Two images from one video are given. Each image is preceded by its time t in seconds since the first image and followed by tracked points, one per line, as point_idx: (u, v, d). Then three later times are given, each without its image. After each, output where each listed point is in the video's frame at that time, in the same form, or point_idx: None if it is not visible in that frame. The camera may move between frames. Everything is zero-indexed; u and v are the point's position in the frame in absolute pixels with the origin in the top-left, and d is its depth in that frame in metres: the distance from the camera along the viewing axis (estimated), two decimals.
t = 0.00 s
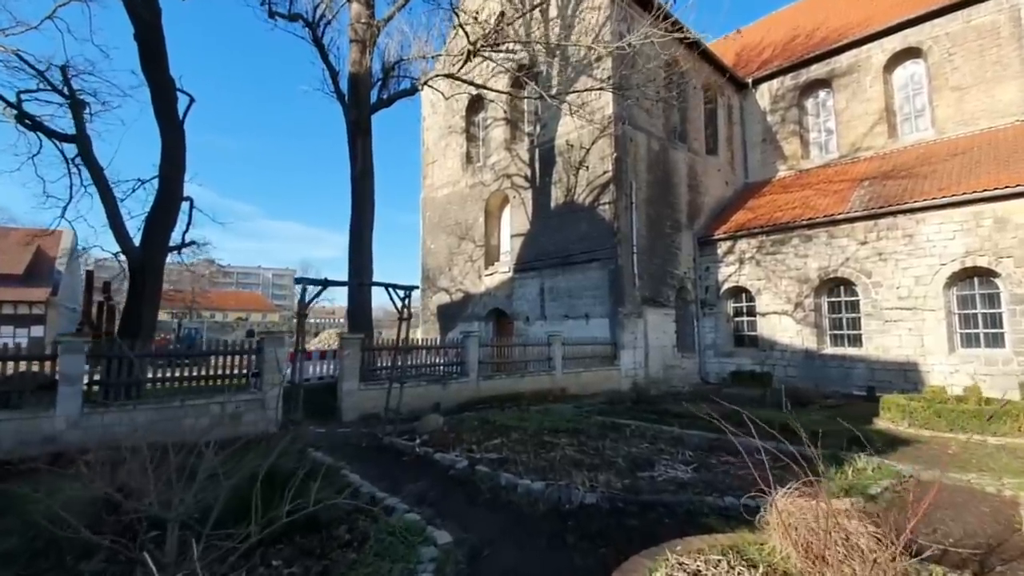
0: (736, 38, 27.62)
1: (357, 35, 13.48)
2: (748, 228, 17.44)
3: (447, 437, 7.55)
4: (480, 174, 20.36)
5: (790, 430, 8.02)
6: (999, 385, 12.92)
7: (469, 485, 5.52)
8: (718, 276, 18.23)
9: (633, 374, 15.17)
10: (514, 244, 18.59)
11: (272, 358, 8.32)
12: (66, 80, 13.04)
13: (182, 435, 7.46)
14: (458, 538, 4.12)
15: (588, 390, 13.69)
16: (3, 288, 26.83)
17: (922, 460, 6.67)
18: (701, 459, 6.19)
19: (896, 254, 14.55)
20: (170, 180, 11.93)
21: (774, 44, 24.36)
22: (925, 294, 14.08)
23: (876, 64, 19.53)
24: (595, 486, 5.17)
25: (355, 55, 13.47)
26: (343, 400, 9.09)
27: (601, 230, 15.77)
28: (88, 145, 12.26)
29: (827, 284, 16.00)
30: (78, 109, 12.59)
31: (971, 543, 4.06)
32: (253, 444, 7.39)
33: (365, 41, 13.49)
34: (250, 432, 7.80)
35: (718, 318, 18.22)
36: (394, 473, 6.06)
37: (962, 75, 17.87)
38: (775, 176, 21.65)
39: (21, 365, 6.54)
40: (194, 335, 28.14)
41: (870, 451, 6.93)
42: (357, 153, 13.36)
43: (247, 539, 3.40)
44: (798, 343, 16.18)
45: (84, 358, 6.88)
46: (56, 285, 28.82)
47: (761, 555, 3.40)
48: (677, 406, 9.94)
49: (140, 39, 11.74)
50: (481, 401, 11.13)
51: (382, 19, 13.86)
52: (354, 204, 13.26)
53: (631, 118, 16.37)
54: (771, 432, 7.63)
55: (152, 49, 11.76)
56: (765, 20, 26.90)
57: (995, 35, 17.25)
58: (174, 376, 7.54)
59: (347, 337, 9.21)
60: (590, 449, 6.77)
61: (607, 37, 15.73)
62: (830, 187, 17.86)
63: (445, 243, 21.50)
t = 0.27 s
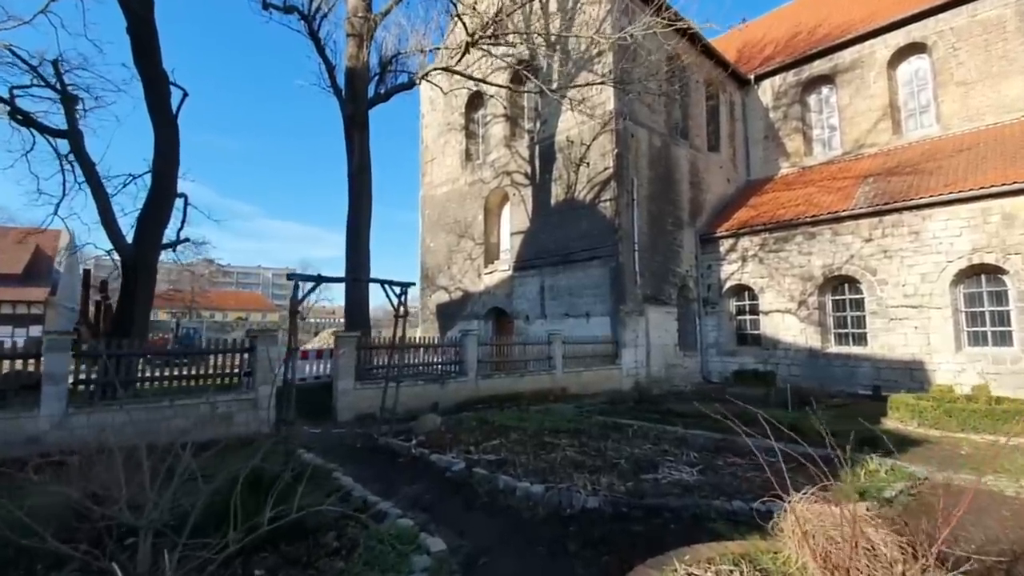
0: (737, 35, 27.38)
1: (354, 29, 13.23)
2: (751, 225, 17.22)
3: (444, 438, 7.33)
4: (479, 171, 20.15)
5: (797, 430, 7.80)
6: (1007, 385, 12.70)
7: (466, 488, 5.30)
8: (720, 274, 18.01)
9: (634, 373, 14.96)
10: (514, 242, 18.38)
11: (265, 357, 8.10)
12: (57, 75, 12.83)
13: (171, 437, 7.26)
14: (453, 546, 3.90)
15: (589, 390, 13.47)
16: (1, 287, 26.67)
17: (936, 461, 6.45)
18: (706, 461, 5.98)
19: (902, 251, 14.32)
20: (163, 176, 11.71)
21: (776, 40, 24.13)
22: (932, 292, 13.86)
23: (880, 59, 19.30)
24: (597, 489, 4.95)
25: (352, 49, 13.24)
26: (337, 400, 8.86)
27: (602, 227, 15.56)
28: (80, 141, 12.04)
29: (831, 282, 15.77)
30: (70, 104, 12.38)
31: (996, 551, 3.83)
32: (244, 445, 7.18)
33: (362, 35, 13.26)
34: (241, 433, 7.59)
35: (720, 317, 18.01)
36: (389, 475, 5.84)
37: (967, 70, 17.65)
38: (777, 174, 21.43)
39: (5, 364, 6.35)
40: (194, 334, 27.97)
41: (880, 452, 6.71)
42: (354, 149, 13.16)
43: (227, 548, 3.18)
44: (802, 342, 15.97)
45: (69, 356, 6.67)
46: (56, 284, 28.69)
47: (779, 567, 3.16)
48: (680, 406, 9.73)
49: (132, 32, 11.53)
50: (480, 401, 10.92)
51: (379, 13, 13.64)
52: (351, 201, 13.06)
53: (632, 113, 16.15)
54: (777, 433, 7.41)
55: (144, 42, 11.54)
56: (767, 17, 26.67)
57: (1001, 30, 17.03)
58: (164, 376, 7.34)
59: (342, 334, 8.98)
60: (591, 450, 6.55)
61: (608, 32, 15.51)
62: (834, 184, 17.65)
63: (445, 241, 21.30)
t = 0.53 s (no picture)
0: (739, 31, 27.08)
1: (349, 22, 12.93)
2: (754, 223, 16.95)
3: (439, 442, 7.07)
4: (478, 169, 19.88)
5: (805, 434, 7.53)
6: (1016, 386, 12.42)
7: (460, 497, 5.04)
8: (722, 273, 17.74)
9: (635, 373, 14.70)
10: (513, 240, 18.11)
11: (254, 358, 7.83)
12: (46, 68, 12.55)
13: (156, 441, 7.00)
14: (443, 563, 3.64)
15: (589, 391, 13.21)
16: None
17: (952, 468, 6.17)
18: (712, 468, 5.70)
19: (909, 249, 14.04)
20: (154, 173, 11.46)
21: (779, 36, 23.83)
22: (939, 291, 13.58)
23: (885, 55, 19.01)
24: (597, 498, 4.70)
25: (347, 43, 12.97)
26: (330, 403, 8.58)
27: (602, 225, 15.29)
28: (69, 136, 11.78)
29: (836, 281, 15.50)
30: (59, 99, 12.13)
31: None
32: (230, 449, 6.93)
33: (358, 29, 12.98)
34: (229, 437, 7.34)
35: (723, 316, 17.73)
36: (380, 482, 5.58)
37: (974, 66, 17.37)
38: (780, 171, 21.14)
39: None
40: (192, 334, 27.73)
41: (892, 458, 6.45)
42: (350, 145, 12.89)
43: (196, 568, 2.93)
44: (806, 342, 15.69)
45: (48, 358, 6.40)
46: (54, 284, 28.47)
47: None
48: (683, 408, 9.46)
49: (122, 24, 11.27)
50: (478, 402, 10.65)
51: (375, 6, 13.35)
52: (346, 197, 12.79)
53: (633, 109, 15.87)
54: (785, 437, 7.14)
55: (135, 35, 11.28)
56: (770, 13, 26.36)
57: (1009, 24, 16.74)
58: (149, 378, 7.08)
59: (336, 334, 8.70)
60: (592, 455, 6.29)
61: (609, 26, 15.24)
62: (838, 181, 17.38)
63: (443, 240, 21.04)
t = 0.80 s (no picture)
0: (742, 28, 26.81)
1: (347, 16, 12.66)
2: (758, 221, 16.70)
3: (437, 445, 6.83)
4: (478, 167, 19.63)
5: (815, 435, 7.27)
6: None
7: (457, 504, 4.80)
8: (726, 271, 17.48)
9: (638, 374, 14.46)
10: (513, 238, 17.88)
11: (246, 357, 7.58)
12: (37, 62, 12.31)
13: (143, 444, 6.75)
14: None
15: (591, 391, 12.96)
16: None
17: (971, 473, 5.92)
18: (721, 473, 5.46)
19: (916, 247, 13.79)
20: (146, 169, 11.22)
21: (783, 33, 23.55)
22: (948, 290, 13.33)
23: (891, 51, 18.76)
24: (603, 506, 4.45)
25: (345, 37, 12.71)
26: (325, 404, 8.33)
27: (604, 223, 15.04)
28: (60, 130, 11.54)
29: (842, 279, 15.24)
30: (50, 93, 11.89)
31: None
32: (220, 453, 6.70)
33: (356, 23, 12.72)
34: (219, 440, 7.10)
35: (726, 316, 17.48)
36: (374, 488, 5.34)
37: (981, 62, 17.11)
38: (784, 169, 20.88)
39: None
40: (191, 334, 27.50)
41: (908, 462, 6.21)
42: (347, 141, 12.64)
43: None
44: (811, 342, 15.44)
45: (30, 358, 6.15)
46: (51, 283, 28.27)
47: None
48: (688, 410, 9.22)
49: (114, 17, 11.03)
50: (477, 403, 10.41)
51: None
52: (343, 194, 12.53)
53: (636, 106, 15.63)
54: (795, 439, 6.89)
55: (127, 28, 11.04)
56: (773, 9, 26.08)
57: (1017, 19, 16.49)
58: (136, 378, 6.85)
59: (331, 334, 8.43)
60: (595, 459, 6.04)
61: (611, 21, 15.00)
62: (843, 178, 17.12)
63: (443, 238, 20.80)
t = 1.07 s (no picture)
0: (746, 25, 26.53)
1: (345, 8, 12.40)
2: (763, 219, 16.44)
3: (437, 447, 6.58)
4: (479, 164, 19.38)
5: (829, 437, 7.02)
6: None
7: (459, 510, 4.54)
8: (731, 270, 17.22)
9: (642, 373, 14.21)
10: (514, 236, 17.63)
11: (239, 356, 7.29)
12: (29, 56, 12.07)
13: (132, 446, 6.50)
14: None
15: (595, 392, 12.71)
16: None
17: (996, 476, 5.67)
18: (736, 477, 5.19)
19: (926, 244, 13.54)
20: (139, 163, 10.97)
21: (787, 29, 23.29)
22: (958, 288, 13.06)
23: (897, 46, 18.50)
24: (613, 513, 4.19)
25: (343, 30, 12.46)
26: (321, 404, 8.07)
27: (607, 220, 14.78)
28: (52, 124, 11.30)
29: (849, 278, 14.98)
30: (42, 87, 11.63)
31: None
32: (212, 455, 6.43)
33: (355, 15, 12.45)
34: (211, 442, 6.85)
35: (731, 315, 17.21)
36: (371, 492, 5.08)
37: (990, 56, 16.85)
38: (789, 166, 20.62)
39: None
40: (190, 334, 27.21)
41: (928, 464, 5.95)
42: (346, 135, 12.38)
43: None
44: (818, 341, 15.17)
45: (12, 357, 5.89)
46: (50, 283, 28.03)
47: None
48: (696, 410, 8.96)
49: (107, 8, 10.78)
50: (479, 403, 10.16)
51: None
52: (342, 190, 12.28)
53: (640, 101, 15.38)
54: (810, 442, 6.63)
55: (120, 19, 10.80)
56: (777, 5, 25.81)
57: None
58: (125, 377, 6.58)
59: (328, 332, 8.17)
60: (602, 463, 5.79)
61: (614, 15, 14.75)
62: (850, 175, 16.86)
63: (443, 236, 20.54)
